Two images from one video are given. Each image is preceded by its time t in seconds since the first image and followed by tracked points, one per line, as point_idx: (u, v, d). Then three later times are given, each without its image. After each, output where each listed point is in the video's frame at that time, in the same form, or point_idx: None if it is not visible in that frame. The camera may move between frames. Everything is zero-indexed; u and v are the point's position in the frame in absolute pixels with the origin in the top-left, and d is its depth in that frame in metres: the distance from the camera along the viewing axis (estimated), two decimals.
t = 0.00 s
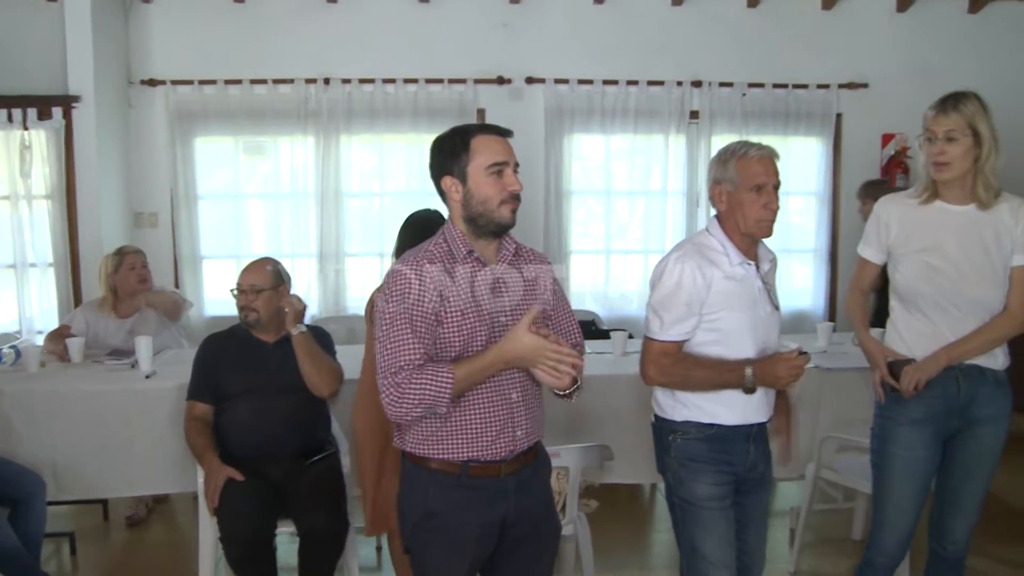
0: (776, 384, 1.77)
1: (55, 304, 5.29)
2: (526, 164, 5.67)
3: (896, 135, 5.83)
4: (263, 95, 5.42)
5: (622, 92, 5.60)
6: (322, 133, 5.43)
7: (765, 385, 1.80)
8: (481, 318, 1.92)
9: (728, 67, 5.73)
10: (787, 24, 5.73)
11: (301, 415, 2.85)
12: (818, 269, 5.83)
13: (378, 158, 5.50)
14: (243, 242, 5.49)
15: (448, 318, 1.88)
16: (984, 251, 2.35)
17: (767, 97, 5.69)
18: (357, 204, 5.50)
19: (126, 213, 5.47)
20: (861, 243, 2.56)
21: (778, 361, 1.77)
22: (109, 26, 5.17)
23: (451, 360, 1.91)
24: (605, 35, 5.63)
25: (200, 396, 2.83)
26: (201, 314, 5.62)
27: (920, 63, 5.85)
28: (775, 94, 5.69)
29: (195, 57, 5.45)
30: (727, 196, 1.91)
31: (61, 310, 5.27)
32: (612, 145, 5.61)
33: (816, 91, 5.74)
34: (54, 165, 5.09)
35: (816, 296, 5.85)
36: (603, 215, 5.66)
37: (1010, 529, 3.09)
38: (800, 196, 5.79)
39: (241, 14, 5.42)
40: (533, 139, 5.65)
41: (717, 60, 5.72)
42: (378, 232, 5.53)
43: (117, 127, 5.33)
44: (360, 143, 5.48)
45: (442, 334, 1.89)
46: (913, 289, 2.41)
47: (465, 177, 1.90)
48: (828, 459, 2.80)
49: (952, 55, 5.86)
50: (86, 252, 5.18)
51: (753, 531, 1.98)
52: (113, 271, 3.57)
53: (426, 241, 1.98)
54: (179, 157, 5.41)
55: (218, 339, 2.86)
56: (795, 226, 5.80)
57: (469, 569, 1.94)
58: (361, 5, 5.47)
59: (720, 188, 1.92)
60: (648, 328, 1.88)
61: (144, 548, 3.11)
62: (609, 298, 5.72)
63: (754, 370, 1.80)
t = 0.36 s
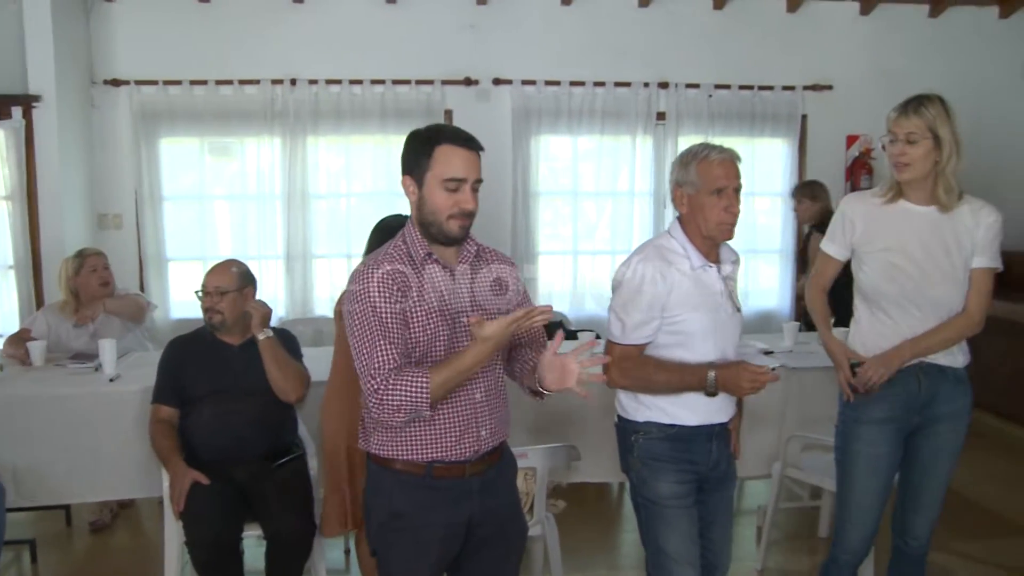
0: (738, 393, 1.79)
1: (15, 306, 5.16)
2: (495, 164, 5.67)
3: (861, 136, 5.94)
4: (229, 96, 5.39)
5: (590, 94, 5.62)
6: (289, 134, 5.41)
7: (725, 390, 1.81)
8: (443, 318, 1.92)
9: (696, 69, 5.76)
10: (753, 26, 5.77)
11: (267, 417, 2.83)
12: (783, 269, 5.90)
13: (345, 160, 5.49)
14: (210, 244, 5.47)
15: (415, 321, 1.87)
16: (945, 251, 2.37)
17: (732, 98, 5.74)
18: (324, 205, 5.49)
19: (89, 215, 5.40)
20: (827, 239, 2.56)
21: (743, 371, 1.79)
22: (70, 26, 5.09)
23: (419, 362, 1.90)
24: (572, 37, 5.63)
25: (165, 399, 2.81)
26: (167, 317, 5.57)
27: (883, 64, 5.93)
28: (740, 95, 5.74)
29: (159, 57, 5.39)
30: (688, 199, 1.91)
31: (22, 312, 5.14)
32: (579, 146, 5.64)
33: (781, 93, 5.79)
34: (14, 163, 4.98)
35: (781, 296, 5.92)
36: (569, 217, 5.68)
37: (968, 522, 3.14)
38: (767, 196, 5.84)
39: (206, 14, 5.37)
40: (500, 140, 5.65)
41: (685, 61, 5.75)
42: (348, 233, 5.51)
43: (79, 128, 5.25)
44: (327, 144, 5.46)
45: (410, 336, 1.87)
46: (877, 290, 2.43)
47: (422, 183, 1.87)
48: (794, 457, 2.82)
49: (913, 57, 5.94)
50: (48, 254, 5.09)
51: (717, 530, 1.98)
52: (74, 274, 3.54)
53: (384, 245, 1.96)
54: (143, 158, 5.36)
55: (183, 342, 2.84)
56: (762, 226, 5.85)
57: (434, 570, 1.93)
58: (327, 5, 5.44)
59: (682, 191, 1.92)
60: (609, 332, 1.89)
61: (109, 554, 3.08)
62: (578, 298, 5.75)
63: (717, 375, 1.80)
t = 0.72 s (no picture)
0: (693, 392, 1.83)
1: None
2: (459, 165, 5.67)
3: (823, 137, 6.03)
4: (193, 97, 5.34)
5: (555, 95, 5.64)
6: (253, 135, 5.38)
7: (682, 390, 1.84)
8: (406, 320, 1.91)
9: (661, 70, 5.79)
10: (716, 28, 5.82)
11: (230, 420, 2.81)
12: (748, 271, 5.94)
13: (310, 162, 5.48)
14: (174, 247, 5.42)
15: (380, 323, 1.86)
16: (903, 251, 2.39)
17: (696, 100, 5.78)
18: (288, 207, 5.47)
19: (49, 217, 5.31)
20: (789, 243, 2.60)
21: (698, 372, 1.83)
22: (28, 25, 5.00)
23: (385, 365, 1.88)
24: (537, 39, 5.64)
25: (127, 403, 2.76)
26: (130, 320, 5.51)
27: (844, 67, 6.00)
28: (704, 96, 5.79)
29: (120, 57, 5.31)
30: (638, 199, 1.92)
31: None
32: (544, 147, 5.66)
33: (744, 95, 5.84)
34: None
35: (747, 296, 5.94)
36: (534, 218, 5.71)
37: (925, 518, 3.18)
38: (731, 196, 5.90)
39: (168, 14, 5.31)
40: (465, 141, 5.66)
41: (650, 63, 5.77)
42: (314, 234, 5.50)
43: (39, 129, 5.16)
44: (291, 146, 5.45)
45: (375, 338, 1.86)
46: (838, 289, 2.46)
47: (386, 185, 1.86)
48: (758, 455, 2.80)
49: (874, 60, 6.02)
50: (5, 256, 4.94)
51: (678, 530, 1.98)
52: (33, 277, 3.49)
53: (348, 246, 1.95)
54: (104, 160, 5.30)
55: (145, 348, 2.80)
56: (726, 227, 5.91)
57: (400, 571, 1.92)
58: (291, 6, 5.40)
59: (631, 191, 1.93)
60: (565, 336, 1.90)
61: (70, 561, 3.04)
62: (544, 299, 5.77)
63: (674, 377, 1.83)
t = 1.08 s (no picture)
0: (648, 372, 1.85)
1: None
2: (422, 165, 5.66)
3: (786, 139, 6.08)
4: (154, 98, 5.29)
5: (520, 96, 5.65)
6: (216, 136, 5.34)
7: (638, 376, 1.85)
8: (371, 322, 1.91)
9: (625, 71, 5.82)
10: (680, 31, 5.86)
11: (200, 424, 2.79)
12: (714, 271, 5.96)
13: (274, 163, 5.43)
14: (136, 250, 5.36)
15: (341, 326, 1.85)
16: (862, 253, 2.43)
17: (660, 101, 5.82)
18: (252, 209, 5.42)
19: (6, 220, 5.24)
20: (751, 245, 2.61)
21: (648, 354, 1.84)
22: None
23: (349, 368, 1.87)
24: (502, 41, 5.65)
25: (86, 407, 2.74)
26: (92, 325, 5.44)
27: (806, 70, 6.06)
28: (668, 98, 5.83)
29: (80, 58, 5.26)
30: (589, 206, 1.91)
31: None
32: (510, 149, 5.66)
33: (708, 96, 5.88)
34: None
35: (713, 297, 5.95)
36: (500, 219, 5.69)
37: (885, 513, 3.22)
38: (696, 198, 5.93)
39: (128, 15, 5.26)
40: (428, 143, 5.65)
41: (615, 64, 5.80)
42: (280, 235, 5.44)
43: None
44: (255, 147, 5.41)
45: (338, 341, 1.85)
46: (799, 293, 2.49)
47: (358, 187, 1.86)
48: (721, 454, 2.86)
49: (835, 62, 6.10)
50: None
51: (633, 527, 2.00)
52: None
53: (310, 248, 1.93)
54: (63, 161, 5.24)
55: (105, 352, 2.78)
56: (692, 228, 5.93)
57: (365, 571, 1.91)
58: (253, 7, 5.37)
59: (584, 196, 1.91)
60: (513, 338, 1.91)
61: (29, 570, 3.00)
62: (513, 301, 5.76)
63: (627, 367, 1.82)
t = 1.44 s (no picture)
0: (607, 380, 1.88)
1: None
2: (389, 166, 5.65)
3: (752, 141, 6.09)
4: (118, 97, 5.23)
5: (487, 97, 5.66)
6: (181, 136, 5.29)
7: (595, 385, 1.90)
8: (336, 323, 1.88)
9: (592, 71, 5.83)
10: (647, 32, 5.88)
11: (165, 426, 2.76)
12: (681, 268, 6.02)
13: (241, 164, 5.40)
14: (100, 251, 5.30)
15: (306, 326, 1.83)
16: (825, 251, 2.46)
17: (628, 101, 5.84)
18: (219, 210, 5.38)
19: None
20: (714, 245, 2.62)
21: (610, 363, 1.88)
22: None
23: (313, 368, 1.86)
24: (469, 41, 5.64)
25: (49, 411, 2.70)
26: (56, 327, 5.37)
27: (772, 71, 6.11)
28: (635, 99, 5.85)
29: (41, 56, 5.19)
30: (550, 206, 1.91)
31: None
32: (477, 149, 5.66)
33: (676, 96, 5.92)
34: None
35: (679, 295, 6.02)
36: (467, 218, 5.69)
37: (849, 509, 3.26)
38: (663, 198, 5.97)
39: (91, 13, 5.20)
40: (395, 143, 5.64)
41: (583, 65, 5.81)
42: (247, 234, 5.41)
43: None
44: (222, 148, 5.37)
45: (302, 341, 1.83)
46: (765, 292, 2.49)
47: (324, 184, 1.85)
48: (689, 452, 2.84)
49: (801, 64, 6.15)
50: None
51: (594, 524, 2.03)
52: None
53: (276, 248, 1.91)
54: (25, 161, 5.18)
55: (66, 355, 2.75)
56: (659, 227, 5.98)
57: (332, 572, 1.89)
58: (218, 6, 5.33)
59: (543, 197, 1.91)
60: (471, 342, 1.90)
61: None
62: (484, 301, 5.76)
63: (586, 374, 1.87)
